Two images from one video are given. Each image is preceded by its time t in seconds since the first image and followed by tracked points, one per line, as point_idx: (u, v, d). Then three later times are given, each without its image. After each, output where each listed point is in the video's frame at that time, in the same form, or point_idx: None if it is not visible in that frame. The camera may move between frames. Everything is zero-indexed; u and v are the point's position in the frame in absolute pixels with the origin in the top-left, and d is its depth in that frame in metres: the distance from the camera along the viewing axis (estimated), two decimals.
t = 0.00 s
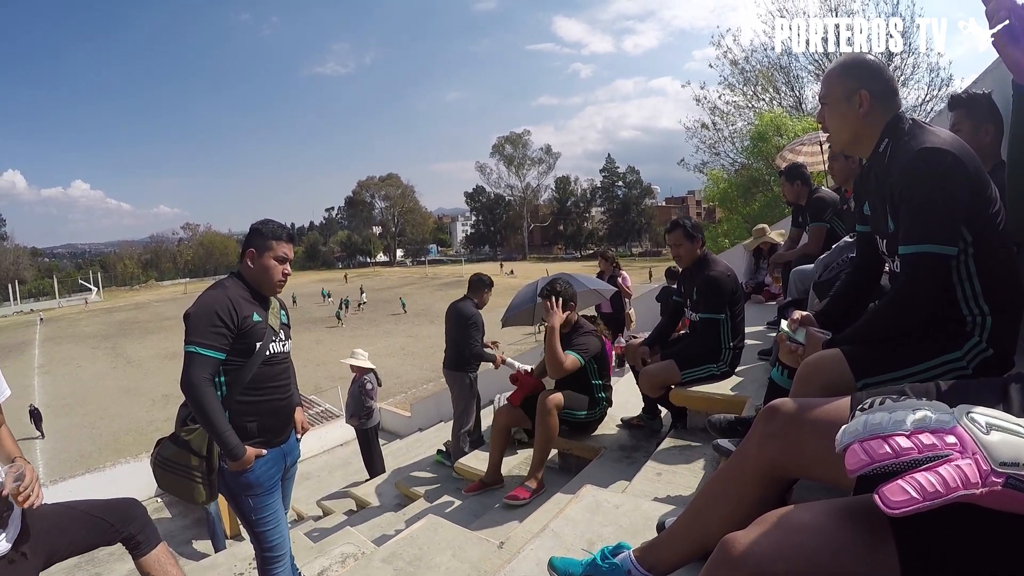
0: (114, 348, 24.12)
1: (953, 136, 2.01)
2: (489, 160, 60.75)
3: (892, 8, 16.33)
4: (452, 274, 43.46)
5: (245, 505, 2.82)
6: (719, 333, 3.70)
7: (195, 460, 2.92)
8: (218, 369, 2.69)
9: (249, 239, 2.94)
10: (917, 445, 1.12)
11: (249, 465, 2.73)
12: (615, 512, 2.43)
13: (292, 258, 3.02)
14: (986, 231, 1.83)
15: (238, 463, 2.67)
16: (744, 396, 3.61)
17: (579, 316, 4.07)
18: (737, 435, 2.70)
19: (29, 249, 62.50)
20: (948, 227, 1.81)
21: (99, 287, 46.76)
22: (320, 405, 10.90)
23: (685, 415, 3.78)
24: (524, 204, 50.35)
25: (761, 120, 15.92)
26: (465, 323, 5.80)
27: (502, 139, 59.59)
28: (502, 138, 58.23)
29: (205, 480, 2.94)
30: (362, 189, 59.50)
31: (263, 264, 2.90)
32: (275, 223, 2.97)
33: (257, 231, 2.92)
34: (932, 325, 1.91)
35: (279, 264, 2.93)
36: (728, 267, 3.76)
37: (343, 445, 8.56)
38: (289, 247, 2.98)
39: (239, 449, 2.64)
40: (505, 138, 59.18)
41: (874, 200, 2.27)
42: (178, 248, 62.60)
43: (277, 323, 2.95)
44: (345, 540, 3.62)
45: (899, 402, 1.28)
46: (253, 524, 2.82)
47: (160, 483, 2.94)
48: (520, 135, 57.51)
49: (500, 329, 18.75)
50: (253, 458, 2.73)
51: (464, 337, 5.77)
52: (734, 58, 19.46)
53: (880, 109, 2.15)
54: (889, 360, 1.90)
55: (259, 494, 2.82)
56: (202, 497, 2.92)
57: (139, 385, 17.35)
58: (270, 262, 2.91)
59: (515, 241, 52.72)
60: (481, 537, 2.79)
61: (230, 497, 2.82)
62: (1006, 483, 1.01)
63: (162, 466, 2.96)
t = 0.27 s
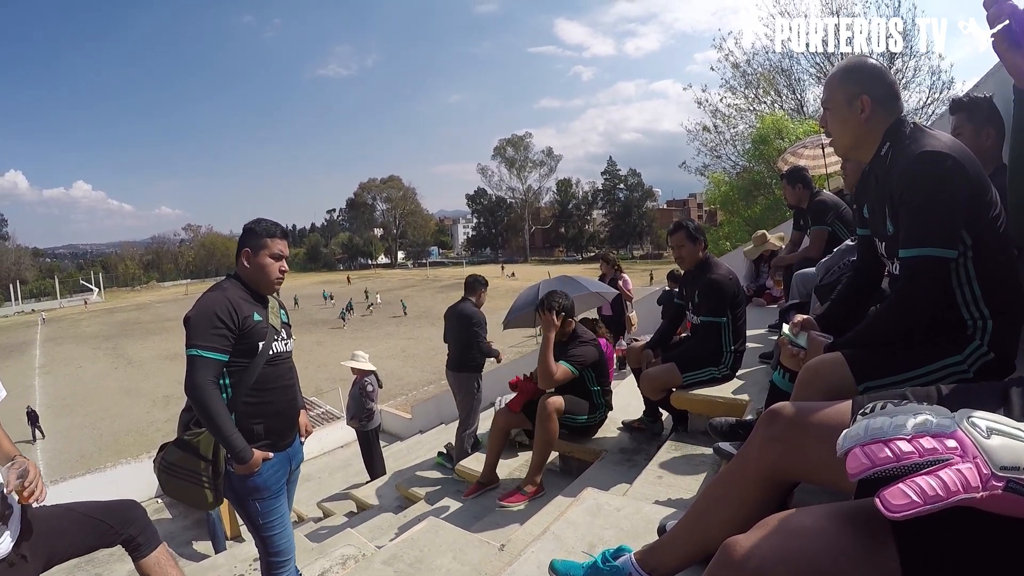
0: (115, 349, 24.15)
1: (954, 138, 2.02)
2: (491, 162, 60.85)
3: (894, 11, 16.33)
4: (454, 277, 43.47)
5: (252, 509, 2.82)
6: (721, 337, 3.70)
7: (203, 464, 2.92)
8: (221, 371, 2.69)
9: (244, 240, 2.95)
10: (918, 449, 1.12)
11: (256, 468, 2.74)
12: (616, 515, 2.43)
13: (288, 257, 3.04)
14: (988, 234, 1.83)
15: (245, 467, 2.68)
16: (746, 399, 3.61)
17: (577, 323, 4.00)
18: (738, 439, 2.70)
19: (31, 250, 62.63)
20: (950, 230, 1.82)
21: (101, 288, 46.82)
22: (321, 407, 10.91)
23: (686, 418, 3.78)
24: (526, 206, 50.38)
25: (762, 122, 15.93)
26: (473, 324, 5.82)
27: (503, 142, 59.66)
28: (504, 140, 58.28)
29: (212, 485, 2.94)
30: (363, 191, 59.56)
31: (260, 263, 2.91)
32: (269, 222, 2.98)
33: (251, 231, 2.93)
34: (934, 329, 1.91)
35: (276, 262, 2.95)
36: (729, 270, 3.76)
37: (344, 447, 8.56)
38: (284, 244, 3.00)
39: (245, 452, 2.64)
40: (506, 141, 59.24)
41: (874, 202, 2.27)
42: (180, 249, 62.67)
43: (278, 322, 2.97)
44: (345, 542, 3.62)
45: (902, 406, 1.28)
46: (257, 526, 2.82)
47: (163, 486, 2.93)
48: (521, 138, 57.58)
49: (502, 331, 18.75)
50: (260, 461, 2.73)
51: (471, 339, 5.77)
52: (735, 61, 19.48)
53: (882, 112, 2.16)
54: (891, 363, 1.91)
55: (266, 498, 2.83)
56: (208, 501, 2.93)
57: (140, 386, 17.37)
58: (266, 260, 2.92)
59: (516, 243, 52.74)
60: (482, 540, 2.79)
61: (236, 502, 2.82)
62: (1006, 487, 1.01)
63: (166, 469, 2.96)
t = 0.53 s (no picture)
0: (116, 348, 24.16)
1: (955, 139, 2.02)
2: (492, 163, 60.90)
3: (896, 13, 16.32)
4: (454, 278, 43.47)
5: (252, 507, 2.83)
6: (722, 339, 3.70)
7: (205, 461, 2.93)
8: (225, 371, 2.69)
9: (243, 238, 2.95)
10: (918, 451, 1.12)
11: (258, 467, 2.74)
12: (616, 517, 2.43)
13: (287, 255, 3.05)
14: (988, 236, 1.84)
15: (247, 466, 2.69)
16: (747, 401, 3.60)
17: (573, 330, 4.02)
18: (740, 441, 2.70)
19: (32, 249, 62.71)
20: (950, 232, 1.82)
21: (101, 287, 46.87)
22: (321, 407, 10.91)
23: (687, 420, 3.78)
24: (527, 208, 50.40)
25: (763, 125, 15.93)
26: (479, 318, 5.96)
27: (505, 143, 59.69)
28: (505, 141, 58.33)
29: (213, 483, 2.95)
30: (364, 191, 59.59)
31: (259, 261, 2.92)
32: (268, 220, 2.98)
33: (249, 229, 2.93)
34: (934, 331, 1.91)
35: (275, 260, 2.95)
36: (730, 272, 3.76)
37: (344, 448, 8.56)
38: (282, 242, 3.02)
39: (248, 452, 2.65)
40: (508, 142, 59.28)
41: (873, 203, 2.28)
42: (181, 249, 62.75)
43: (279, 320, 2.98)
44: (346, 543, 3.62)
45: (902, 408, 1.28)
46: (257, 525, 2.83)
47: (164, 484, 2.94)
48: (522, 139, 57.62)
49: (502, 333, 18.75)
50: (262, 460, 2.74)
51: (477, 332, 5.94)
52: (737, 63, 19.47)
53: (883, 114, 2.16)
54: (891, 366, 1.91)
55: (266, 497, 2.84)
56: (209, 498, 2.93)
57: (140, 386, 17.40)
58: (264, 258, 2.93)
59: (517, 245, 52.73)
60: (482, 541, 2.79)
61: (237, 501, 2.83)
62: (1006, 489, 1.02)
63: (167, 466, 2.97)
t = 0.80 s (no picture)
0: (117, 348, 24.19)
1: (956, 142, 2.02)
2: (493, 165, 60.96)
3: (898, 15, 16.31)
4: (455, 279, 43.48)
5: (248, 503, 2.83)
6: (723, 341, 3.71)
7: (202, 458, 2.94)
8: (224, 372, 2.70)
9: (249, 241, 2.96)
10: (919, 452, 1.12)
11: (254, 465, 2.74)
12: (618, 518, 2.43)
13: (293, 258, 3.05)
14: (988, 236, 1.84)
15: (244, 464, 2.69)
16: (748, 403, 3.61)
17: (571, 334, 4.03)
18: (741, 442, 2.70)
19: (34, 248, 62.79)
20: (949, 233, 1.82)
21: (102, 287, 46.92)
22: (322, 408, 10.91)
23: (689, 421, 3.79)
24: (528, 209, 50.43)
25: (765, 126, 15.93)
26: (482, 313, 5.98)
27: (506, 144, 59.71)
28: (507, 142, 58.36)
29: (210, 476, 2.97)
30: (366, 192, 59.64)
31: (265, 265, 2.92)
32: (273, 223, 2.99)
33: (256, 233, 2.94)
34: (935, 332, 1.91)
35: (280, 265, 2.96)
36: (732, 275, 3.76)
37: (345, 448, 8.57)
38: (289, 247, 3.02)
39: (245, 450, 2.66)
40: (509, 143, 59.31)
41: (872, 205, 2.28)
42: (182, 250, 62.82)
43: (282, 323, 2.98)
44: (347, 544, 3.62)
45: (903, 410, 1.28)
46: (256, 524, 2.83)
47: (164, 480, 2.94)
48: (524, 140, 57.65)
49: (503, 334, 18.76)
50: (258, 458, 2.74)
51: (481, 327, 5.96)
52: (738, 65, 19.47)
53: (884, 116, 2.16)
54: (892, 367, 1.91)
55: (263, 494, 2.84)
56: (205, 495, 2.94)
57: (141, 386, 17.42)
58: (271, 262, 2.93)
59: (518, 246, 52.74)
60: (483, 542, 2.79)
61: (234, 497, 2.83)
62: (1006, 489, 1.02)
63: (167, 463, 2.98)
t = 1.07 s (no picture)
0: (122, 345, 24.31)
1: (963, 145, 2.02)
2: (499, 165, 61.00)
3: (906, 17, 16.23)
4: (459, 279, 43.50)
5: (249, 497, 2.85)
6: (728, 343, 3.71)
7: (204, 452, 2.97)
8: (226, 368, 2.72)
9: (258, 240, 2.99)
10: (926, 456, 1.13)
11: (254, 460, 2.76)
12: (622, 519, 2.43)
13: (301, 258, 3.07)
14: (994, 239, 1.84)
15: (244, 459, 2.71)
16: (753, 406, 3.60)
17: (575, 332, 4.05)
18: (746, 445, 2.69)
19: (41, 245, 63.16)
20: (955, 236, 1.82)
21: (108, 284, 47.17)
22: (325, 406, 10.94)
23: (693, 423, 3.78)
24: (533, 209, 50.42)
25: (771, 128, 15.89)
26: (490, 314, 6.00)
27: (512, 144, 59.72)
28: (512, 143, 58.38)
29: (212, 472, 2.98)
30: (371, 192, 59.76)
31: (273, 265, 2.94)
32: (282, 223, 3.01)
33: (265, 232, 2.97)
34: (940, 335, 1.91)
35: (288, 265, 2.97)
36: (737, 277, 3.75)
37: (348, 447, 8.59)
38: (297, 247, 3.04)
39: (244, 445, 2.67)
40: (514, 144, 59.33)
41: (878, 208, 2.28)
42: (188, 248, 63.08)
43: (287, 322, 2.99)
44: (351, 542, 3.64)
45: (912, 416, 1.28)
46: (258, 519, 2.85)
47: (168, 474, 2.96)
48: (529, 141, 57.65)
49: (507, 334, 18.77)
50: (258, 453, 2.76)
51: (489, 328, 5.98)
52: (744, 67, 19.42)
53: (892, 118, 2.16)
54: (897, 370, 1.91)
55: (263, 489, 2.85)
56: (206, 489, 2.96)
57: (146, 382, 17.51)
58: (278, 262, 2.95)
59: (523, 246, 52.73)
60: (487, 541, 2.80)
61: (235, 491, 2.85)
62: (1013, 492, 1.02)
63: (171, 456, 3.01)
